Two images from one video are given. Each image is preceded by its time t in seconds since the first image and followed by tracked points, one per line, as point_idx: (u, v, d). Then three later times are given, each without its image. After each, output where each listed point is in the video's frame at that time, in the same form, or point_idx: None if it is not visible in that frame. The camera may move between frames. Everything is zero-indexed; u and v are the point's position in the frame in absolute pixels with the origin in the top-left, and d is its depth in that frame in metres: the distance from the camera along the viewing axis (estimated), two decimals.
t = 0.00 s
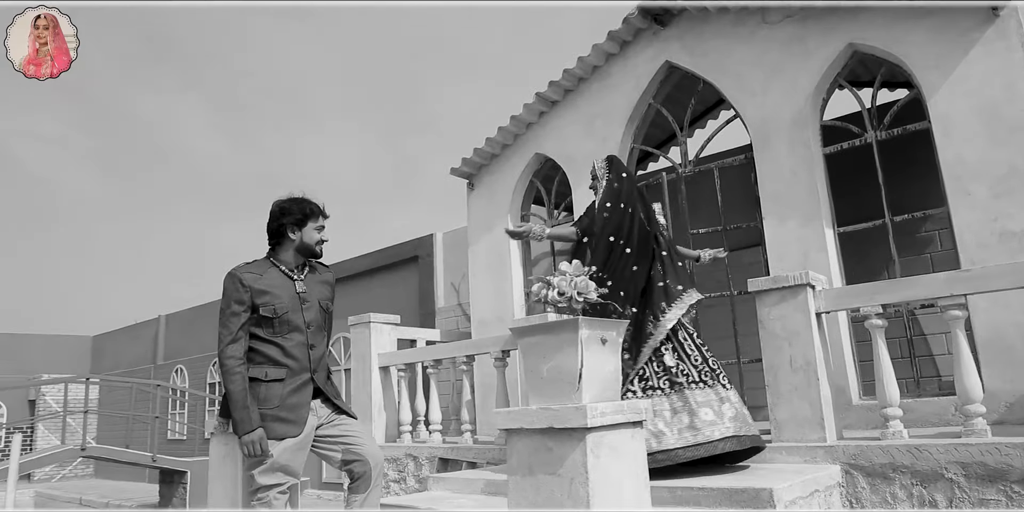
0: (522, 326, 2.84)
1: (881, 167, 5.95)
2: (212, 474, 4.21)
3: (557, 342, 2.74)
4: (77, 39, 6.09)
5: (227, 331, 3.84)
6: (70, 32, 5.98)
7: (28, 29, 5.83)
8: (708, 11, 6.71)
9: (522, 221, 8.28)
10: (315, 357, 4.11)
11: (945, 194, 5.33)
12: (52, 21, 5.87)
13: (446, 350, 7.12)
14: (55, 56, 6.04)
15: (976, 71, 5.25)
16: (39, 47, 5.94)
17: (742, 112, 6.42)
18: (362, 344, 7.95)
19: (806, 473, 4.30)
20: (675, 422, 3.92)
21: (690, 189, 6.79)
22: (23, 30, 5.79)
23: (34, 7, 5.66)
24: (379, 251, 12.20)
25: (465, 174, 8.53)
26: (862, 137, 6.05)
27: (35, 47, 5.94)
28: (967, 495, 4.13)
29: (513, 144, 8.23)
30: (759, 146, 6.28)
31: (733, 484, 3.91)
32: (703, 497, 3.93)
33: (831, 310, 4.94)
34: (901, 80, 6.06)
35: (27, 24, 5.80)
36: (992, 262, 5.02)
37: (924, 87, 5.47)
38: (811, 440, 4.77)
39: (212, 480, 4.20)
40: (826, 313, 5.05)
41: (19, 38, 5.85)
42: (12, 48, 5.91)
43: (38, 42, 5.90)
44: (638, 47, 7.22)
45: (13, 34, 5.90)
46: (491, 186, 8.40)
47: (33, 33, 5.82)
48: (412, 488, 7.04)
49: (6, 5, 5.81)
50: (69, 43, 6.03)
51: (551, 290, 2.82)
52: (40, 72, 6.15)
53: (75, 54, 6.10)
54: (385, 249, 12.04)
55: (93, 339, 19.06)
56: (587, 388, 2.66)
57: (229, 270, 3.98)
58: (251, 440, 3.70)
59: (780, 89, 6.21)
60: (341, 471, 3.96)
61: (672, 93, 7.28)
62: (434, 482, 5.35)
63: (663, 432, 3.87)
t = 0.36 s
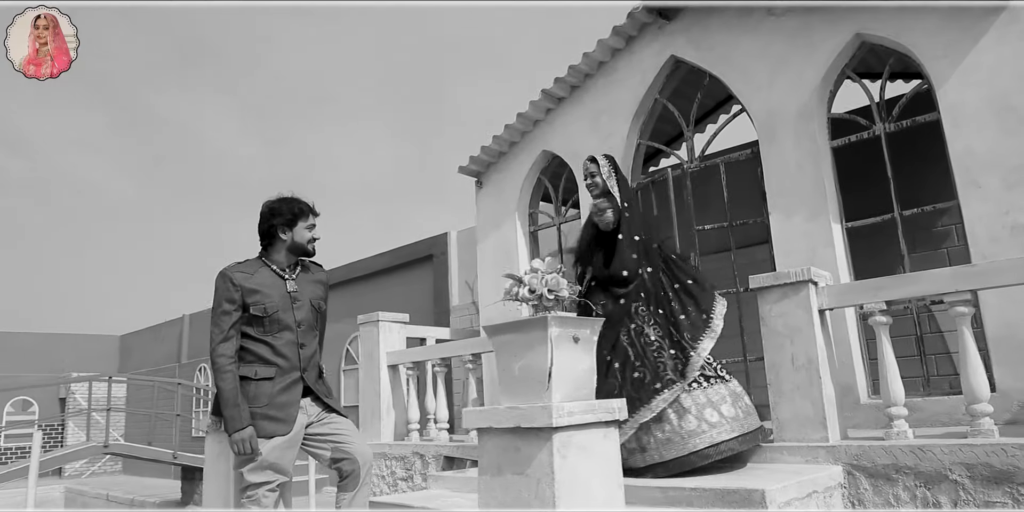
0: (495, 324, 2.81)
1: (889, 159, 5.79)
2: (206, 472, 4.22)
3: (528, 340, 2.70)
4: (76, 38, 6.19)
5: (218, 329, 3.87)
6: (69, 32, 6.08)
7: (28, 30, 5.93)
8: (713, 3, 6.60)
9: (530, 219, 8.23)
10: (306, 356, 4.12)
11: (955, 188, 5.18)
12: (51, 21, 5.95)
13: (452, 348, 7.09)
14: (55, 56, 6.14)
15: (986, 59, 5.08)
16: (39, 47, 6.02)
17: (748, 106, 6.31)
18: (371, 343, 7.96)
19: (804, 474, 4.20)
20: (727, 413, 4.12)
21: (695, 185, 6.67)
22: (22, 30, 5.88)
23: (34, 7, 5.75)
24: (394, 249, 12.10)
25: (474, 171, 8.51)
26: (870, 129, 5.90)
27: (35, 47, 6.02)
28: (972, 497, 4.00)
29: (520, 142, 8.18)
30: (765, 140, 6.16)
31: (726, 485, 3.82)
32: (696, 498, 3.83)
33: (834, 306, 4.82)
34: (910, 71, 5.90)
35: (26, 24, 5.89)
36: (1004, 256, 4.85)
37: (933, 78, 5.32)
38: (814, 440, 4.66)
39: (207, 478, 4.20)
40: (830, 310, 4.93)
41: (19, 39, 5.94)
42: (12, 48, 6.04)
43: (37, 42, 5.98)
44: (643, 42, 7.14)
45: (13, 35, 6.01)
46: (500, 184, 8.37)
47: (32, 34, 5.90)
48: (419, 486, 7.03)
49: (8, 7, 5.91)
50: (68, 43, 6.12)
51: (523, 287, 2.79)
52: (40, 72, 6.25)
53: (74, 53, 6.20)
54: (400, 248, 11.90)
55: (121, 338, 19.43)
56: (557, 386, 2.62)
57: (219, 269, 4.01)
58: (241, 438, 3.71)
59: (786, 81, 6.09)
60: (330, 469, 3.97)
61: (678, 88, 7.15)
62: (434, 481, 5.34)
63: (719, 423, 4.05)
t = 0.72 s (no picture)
0: (466, 319, 2.76)
1: (897, 151, 5.62)
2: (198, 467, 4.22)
3: (498, 335, 2.65)
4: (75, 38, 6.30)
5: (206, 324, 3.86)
6: (69, 32, 6.20)
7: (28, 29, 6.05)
8: None
9: (536, 215, 8.17)
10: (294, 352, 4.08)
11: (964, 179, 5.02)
12: (51, 21, 6.08)
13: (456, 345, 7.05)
14: (54, 56, 6.27)
15: (996, 46, 4.91)
16: (38, 46, 6.14)
17: (752, 99, 6.19)
18: (376, 340, 7.96)
19: (802, 473, 4.08)
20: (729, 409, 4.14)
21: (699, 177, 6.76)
22: (22, 29, 6.00)
23: (33, 7, 5.86)
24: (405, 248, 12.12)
25: (480, 168, 8.47)
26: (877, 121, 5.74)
27: (35, 47, 6.17)
28: (977, 498, 3.86)
29: (526, 137, 8.13)
30: (770, 133, 6.04)
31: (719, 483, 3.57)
32: (687, 497, 3.59)
33: (836, 301, 4.69)
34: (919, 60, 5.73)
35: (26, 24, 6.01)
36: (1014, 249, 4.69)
37: (941, 67, 5.16)
38: (814, 438, 4.54)
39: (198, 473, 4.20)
40: (831, 306, 4.80)
41: (19, 38, 6.06)
42: (13, 48, 6.18)
43: (37, 42, 6.11)
44: (648, 35, 7.03)
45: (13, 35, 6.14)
46: (505, 180, 8.33)
47: (32, 33, 6.03)
48: (421, 483, 6.98)
49: (8, 7, 6.02)
50: (67, 43, 6.24)
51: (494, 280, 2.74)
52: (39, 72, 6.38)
53: (73, 53, 6.31)
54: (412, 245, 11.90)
55: (143, 337, 19.74)
56: (526, 382, 2.56)
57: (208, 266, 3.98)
58: (229, 434, 3.67)
59: (791, 73, 5.95)
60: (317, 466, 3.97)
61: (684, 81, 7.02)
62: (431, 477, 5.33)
63: (728, 418, 4.08)
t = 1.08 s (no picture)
0: (435, 308, 2.69)
1: (905, 138, 5.43)
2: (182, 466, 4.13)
3: (464, 324, 2.58)
4: (75, 38, 6.37)
5: (188, 318, 3.40)
6: (69, 32, 6.28)
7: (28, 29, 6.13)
8: None
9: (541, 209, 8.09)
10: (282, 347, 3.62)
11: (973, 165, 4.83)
12: (51, 22, 6.15)
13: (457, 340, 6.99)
14: (55, 56, 6.35)
15: (1006, 28, 4.71)
16: (38, 46, 6.21)
17: (756, 87, 6.04)
18: (381, 335, 7.93)
19: (799, 469, 3.94)
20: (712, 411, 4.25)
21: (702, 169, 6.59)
22: (23, 29, 6.07)
23: (34, 7, 5.93)
24: (416, 245, 12.06)
25: (484, 162, 8.41)
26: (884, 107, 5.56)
27: (34, 47, 6.23)
28: (982, 496, 3.69)
29: (530, 130, 8.06)
30: (774, 121, 5.88)
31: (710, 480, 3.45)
32: (678, 493, 3.46)
33: (838, 293, 4.54)
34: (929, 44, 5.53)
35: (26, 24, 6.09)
36: None
37: (949, 50, 4.98)
38: (815, 434, 4.40)
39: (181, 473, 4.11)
40: (833, 297, 4.65)
41: (20, 39, 6.13)
42: (14, 49, 6.27)
43: (38, 42, 6.18)
44: (651, 24, 6.91)
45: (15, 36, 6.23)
46: (510, 174, 8.26)
47: (32, 33, 6.11)
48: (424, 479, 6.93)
49: (9, 7, 6.09)
50: (67, 43, 6.32)
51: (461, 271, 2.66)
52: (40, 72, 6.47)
53: (74, 53, 6.38)
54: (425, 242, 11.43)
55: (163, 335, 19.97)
56: (492, 373, 2.48)
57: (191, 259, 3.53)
58: (212, 428, 3.26)
59: (795, 60, 5.79)
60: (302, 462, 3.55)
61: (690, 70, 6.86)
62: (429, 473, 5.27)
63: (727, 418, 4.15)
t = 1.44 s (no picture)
0: (404, 298, 2.60)
1: (917, 124, 5.20)
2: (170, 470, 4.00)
3: (431, 314, 2.48)
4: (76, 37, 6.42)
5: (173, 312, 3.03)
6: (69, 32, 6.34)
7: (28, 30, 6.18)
8: None
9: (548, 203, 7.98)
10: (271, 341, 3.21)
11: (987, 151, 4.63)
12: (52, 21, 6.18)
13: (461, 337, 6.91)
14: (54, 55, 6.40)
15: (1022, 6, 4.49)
16: (39, 46, 6.26)
17: (763, 74, 5.87)
18: (386, 331, 7.87)
19: (801, 468, 3.78)
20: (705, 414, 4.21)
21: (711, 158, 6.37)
22: (23, 29, 6.09)
23: (34, 7, 5.97)
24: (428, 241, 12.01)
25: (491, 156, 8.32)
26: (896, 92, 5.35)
27: (37, 47, 6.30)
28: (994, 496, 3.49)
29: (536, 123, 7.96)
30: (782, 109, 5.70)
31: (703, 478, 3.30)
32: (671, 492, 3.32)
33: (844, 284, 4.37)
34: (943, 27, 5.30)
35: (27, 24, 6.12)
36: None
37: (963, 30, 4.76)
38: (820, 431, 4.24)
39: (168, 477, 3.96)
40: (840, 288, 4.46)
41: (21, 39, 6.17)
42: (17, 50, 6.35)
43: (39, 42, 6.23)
44: (656, 13, 6.75)
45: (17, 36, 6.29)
46: (516, 167, 8.16)
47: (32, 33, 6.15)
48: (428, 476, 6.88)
49: (12, 8, 6.15)
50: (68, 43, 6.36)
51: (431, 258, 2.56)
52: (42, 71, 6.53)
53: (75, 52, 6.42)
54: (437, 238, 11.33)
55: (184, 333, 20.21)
56: (459, 364, 2.38)
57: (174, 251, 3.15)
58: (195, 424, 2.89)
59: (803, 45, 5.61)
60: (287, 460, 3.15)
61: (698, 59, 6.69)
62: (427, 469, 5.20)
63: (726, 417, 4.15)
